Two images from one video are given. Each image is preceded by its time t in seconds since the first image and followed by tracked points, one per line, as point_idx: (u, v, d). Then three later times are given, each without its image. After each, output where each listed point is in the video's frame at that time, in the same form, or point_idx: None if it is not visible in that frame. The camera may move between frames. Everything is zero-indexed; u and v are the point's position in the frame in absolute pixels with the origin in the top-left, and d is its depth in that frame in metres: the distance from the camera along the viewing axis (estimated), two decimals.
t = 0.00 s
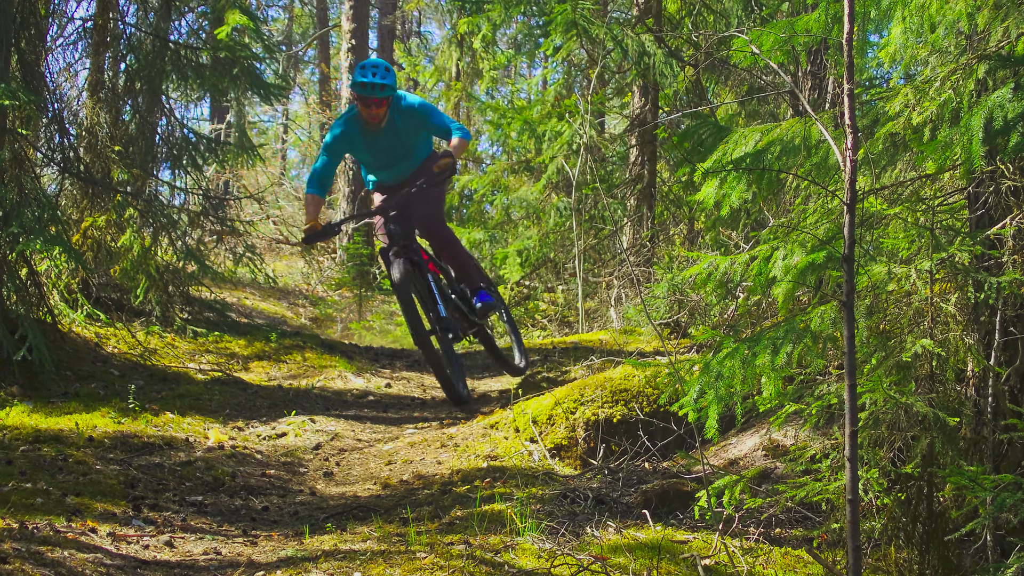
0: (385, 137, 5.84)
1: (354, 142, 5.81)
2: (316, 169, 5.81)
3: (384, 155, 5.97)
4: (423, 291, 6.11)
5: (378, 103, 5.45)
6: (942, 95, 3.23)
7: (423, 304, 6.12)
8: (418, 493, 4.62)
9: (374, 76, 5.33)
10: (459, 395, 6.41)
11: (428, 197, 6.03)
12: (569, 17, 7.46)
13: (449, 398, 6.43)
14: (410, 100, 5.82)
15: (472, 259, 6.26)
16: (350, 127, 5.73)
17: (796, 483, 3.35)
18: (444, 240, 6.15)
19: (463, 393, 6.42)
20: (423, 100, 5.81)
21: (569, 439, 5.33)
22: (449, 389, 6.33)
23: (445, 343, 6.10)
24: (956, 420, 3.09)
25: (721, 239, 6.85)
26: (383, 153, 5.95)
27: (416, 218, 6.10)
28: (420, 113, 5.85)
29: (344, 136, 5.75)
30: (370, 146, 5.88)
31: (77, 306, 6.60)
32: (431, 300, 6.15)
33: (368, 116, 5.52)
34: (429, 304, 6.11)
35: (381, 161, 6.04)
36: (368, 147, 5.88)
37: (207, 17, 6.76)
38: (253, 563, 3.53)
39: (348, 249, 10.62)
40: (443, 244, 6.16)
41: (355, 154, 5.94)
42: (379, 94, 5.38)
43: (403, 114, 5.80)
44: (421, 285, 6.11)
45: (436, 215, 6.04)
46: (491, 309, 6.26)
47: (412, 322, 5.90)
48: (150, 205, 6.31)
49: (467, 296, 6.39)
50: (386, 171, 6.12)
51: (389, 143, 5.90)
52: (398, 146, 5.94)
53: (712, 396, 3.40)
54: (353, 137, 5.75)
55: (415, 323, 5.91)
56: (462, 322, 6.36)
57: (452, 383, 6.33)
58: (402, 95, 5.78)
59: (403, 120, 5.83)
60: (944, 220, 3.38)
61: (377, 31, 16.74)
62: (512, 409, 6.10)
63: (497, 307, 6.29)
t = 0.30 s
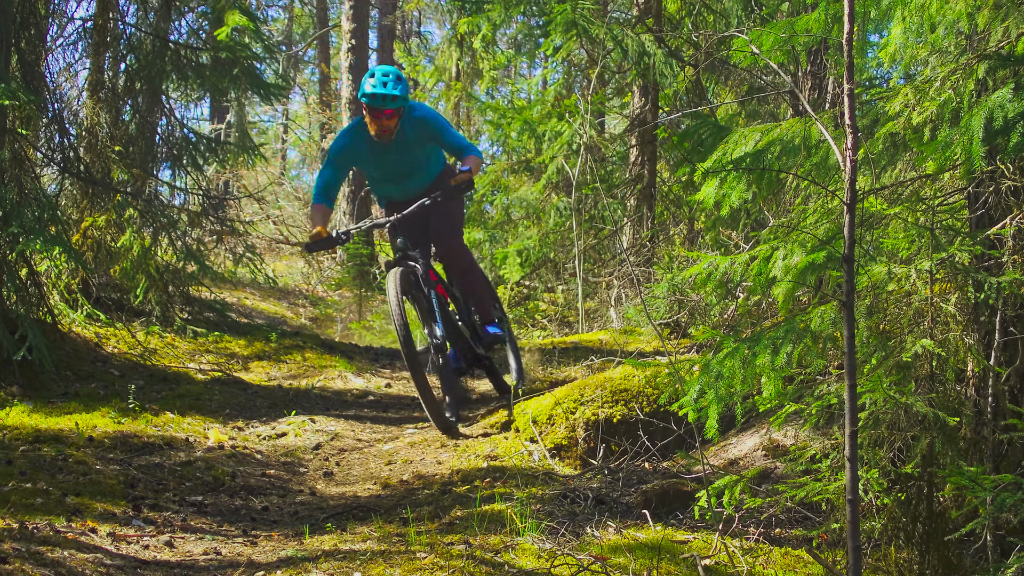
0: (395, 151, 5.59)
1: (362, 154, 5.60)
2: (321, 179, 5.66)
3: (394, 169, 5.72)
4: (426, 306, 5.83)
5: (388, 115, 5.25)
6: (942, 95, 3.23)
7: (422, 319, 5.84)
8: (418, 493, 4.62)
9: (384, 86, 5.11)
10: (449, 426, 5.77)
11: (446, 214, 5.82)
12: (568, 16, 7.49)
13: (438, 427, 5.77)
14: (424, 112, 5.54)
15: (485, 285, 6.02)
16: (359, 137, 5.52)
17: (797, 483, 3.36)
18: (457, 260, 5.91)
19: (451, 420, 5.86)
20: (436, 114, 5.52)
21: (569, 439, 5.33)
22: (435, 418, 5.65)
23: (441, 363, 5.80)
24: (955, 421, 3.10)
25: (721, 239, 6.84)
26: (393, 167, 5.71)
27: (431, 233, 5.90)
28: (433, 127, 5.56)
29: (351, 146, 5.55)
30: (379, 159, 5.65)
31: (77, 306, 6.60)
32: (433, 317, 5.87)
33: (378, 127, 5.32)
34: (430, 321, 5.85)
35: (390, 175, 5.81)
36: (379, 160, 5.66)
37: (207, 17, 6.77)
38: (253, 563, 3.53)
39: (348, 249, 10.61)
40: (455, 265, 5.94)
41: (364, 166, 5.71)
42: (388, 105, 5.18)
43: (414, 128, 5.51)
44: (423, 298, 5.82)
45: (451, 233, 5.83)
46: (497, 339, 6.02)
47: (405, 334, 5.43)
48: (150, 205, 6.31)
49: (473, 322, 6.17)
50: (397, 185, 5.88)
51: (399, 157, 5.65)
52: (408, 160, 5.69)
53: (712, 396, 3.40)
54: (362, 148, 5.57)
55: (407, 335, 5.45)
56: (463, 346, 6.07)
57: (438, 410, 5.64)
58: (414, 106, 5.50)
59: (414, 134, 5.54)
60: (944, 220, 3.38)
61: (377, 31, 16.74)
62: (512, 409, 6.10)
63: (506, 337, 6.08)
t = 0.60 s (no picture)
0: (403, 159, 5.08)
1: (368, 162, 5.05)
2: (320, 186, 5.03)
3: (402, 180, 5.21)
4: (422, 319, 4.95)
5: (396, 120, 4.76)
6: (942, 95, 3.23)
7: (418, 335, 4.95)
8: (418, 493, 4.63)
9: (391, 89, 4.65)
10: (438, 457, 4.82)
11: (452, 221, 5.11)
12: (568, 16, 7.51)
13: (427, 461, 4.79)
14: (434, 121, 5.09)
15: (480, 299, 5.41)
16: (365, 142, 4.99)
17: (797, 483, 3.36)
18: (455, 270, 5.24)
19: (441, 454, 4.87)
20: (447, 121, 5.08)
21: (569, 438, 5.43)
22: (426, 453, 4.68)
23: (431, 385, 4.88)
24: (955, 421, 3.11)
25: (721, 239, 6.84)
26: (400, 177, 5.18)
27: (430, 238, 5.21)
28: (444, 135, 5.11)
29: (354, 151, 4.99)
30: (386, 167, 5.11)
31: (77, 306, 6.61)
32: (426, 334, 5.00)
33: (385, 135, 4.82)
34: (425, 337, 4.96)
35: (399, 186, 5.27)
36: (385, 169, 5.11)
37: (206, 18, 6.77)
38: (253, 563, 3.53)
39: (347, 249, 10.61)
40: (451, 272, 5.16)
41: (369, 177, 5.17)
42: (396, 109, 4.70)
43: (424, 136, 5.07)
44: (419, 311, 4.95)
45: (456, 242, 5.13)
46: (485, 356, 5.34)
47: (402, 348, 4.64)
48: (150, 205, 6.31)
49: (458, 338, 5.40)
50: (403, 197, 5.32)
51: (407, 165, 5.12)
52: (417, 170, 5.17)
53: (712, 397, 3.40)
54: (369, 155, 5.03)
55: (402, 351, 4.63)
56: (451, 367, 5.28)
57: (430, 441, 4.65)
58: (425, 115, 5.08)
59: (423, 141, 5.08)
60: (944, 220, 3.37)
61: (377, 31, 16.74)
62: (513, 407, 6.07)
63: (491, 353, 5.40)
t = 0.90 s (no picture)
0: (407, 158, 4.68)
1: (369, 157, 4.64)
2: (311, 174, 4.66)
3: (402, 180, 4.83)
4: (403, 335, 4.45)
5: (408, 113, 4.33)
6: (942, 95, 3.23)
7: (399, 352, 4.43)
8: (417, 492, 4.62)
9: (406, 79, 4.22)
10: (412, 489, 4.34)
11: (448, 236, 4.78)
12: (568, 16, 7.51)
13: (399, 491, 4.28)
14: (443, 118, 4.63)
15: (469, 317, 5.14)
16: (369, 136, 4.53)
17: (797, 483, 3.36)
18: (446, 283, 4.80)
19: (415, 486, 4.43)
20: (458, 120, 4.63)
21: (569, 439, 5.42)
22: (400, 483, 4.18)
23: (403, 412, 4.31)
24: (955, 421, 3.11)
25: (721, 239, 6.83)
26: (401, 177, 4.80)
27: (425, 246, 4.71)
28: (455, 138, 4.67)
29: (355, 145, 4.55)
30: (388, 164, 4.70)
31: (77, 306, 6.62)
32: (408, 352, 4.53)
33: (395, 128, 4.40)
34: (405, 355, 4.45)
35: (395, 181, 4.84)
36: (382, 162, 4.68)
37: (206, 18, 6.78)
38: (253, 562, 3.52)
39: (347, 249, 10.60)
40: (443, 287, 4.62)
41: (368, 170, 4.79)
42: (409, 101, 4.28)
43: (432, 133, 4.64)
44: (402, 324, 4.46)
45: (455, 258, 4.86)
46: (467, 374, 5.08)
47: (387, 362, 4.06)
48: (150, 204, 6.30)
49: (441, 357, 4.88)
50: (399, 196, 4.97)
51: (410, 166, 4.73)
52: (421, 171, 4.79)
53: (713, 397, 3.41)
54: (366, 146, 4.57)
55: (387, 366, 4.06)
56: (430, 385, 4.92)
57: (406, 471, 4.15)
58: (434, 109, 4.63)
59: (432, 142, 4.67)
60: (944, 220, 3.37)
61: (377, 31, 16.74)
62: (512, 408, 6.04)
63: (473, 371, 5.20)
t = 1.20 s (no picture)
0: (409, 150, 4.23)
1: (368, 143, 4.21)
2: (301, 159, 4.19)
3: (400, 176, 4.35)
4: (384, 352, 4.00)
5: (417, 102, 3.97)
6: (942, 95, 3.23)
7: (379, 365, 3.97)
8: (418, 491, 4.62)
9: (416, 63, 3.86)
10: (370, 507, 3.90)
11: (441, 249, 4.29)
12: (568, 16, 7.51)
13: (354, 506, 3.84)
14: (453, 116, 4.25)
15: (459, 331, 4.47)
16: (372, 119, 4.16)
17: (796, 483, 3.37)
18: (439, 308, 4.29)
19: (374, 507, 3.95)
20: (470, 119, 4.24)
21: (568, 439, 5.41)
22: (356, 498, 3.78)
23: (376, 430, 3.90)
24: (956, 421, 3.11)
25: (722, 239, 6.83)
26: (399, 172, 4.32)
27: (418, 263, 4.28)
28: (463, 137, 4.26)
29: (355, 125, 4.16)
30: (387, 155, 4.25)
31: (77, 306, 6.64)
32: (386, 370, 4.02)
33: (400, 118, 4.01)
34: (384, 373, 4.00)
35: (393, 181, 4.36)
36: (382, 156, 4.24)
37: (207, 18, 6.78)
38: (253, 562, 3.51)
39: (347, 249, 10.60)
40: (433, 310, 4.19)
41: (363, 162, 4.33)
42: (419, 88, 3.90)
43: (439, 131, 4.25)
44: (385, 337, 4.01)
45: (449, 271, 4.34)
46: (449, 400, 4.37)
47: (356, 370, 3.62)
48: (150, 204, 6.28)
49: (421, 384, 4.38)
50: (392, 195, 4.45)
51: (411, 159, 4.28)
52: (422, 168, 4.33)
53: (712, 397, 3.41)
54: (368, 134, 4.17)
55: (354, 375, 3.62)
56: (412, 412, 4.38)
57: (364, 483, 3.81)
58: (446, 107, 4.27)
59: (438, 137, 4.25)
60: (945, 220, 3.37)
61: (376, 31, 16.75)
62: (511, 409, 6.06)
63: (456, 396, 4.42)
